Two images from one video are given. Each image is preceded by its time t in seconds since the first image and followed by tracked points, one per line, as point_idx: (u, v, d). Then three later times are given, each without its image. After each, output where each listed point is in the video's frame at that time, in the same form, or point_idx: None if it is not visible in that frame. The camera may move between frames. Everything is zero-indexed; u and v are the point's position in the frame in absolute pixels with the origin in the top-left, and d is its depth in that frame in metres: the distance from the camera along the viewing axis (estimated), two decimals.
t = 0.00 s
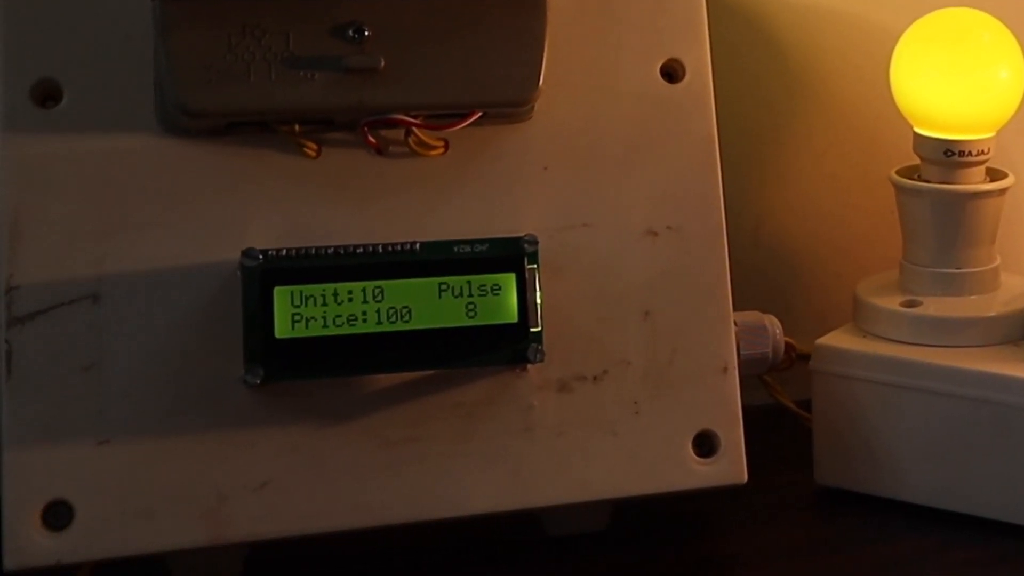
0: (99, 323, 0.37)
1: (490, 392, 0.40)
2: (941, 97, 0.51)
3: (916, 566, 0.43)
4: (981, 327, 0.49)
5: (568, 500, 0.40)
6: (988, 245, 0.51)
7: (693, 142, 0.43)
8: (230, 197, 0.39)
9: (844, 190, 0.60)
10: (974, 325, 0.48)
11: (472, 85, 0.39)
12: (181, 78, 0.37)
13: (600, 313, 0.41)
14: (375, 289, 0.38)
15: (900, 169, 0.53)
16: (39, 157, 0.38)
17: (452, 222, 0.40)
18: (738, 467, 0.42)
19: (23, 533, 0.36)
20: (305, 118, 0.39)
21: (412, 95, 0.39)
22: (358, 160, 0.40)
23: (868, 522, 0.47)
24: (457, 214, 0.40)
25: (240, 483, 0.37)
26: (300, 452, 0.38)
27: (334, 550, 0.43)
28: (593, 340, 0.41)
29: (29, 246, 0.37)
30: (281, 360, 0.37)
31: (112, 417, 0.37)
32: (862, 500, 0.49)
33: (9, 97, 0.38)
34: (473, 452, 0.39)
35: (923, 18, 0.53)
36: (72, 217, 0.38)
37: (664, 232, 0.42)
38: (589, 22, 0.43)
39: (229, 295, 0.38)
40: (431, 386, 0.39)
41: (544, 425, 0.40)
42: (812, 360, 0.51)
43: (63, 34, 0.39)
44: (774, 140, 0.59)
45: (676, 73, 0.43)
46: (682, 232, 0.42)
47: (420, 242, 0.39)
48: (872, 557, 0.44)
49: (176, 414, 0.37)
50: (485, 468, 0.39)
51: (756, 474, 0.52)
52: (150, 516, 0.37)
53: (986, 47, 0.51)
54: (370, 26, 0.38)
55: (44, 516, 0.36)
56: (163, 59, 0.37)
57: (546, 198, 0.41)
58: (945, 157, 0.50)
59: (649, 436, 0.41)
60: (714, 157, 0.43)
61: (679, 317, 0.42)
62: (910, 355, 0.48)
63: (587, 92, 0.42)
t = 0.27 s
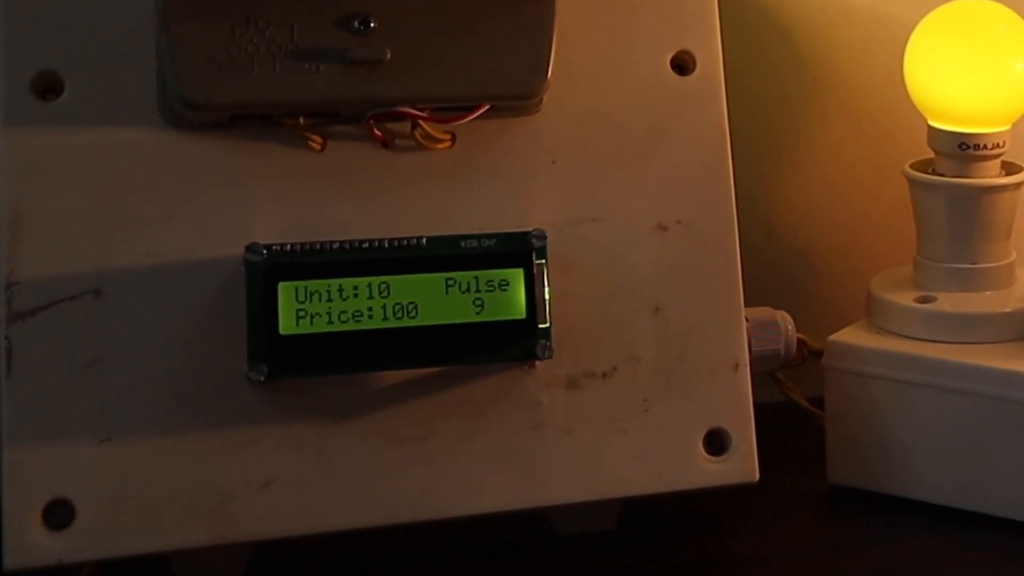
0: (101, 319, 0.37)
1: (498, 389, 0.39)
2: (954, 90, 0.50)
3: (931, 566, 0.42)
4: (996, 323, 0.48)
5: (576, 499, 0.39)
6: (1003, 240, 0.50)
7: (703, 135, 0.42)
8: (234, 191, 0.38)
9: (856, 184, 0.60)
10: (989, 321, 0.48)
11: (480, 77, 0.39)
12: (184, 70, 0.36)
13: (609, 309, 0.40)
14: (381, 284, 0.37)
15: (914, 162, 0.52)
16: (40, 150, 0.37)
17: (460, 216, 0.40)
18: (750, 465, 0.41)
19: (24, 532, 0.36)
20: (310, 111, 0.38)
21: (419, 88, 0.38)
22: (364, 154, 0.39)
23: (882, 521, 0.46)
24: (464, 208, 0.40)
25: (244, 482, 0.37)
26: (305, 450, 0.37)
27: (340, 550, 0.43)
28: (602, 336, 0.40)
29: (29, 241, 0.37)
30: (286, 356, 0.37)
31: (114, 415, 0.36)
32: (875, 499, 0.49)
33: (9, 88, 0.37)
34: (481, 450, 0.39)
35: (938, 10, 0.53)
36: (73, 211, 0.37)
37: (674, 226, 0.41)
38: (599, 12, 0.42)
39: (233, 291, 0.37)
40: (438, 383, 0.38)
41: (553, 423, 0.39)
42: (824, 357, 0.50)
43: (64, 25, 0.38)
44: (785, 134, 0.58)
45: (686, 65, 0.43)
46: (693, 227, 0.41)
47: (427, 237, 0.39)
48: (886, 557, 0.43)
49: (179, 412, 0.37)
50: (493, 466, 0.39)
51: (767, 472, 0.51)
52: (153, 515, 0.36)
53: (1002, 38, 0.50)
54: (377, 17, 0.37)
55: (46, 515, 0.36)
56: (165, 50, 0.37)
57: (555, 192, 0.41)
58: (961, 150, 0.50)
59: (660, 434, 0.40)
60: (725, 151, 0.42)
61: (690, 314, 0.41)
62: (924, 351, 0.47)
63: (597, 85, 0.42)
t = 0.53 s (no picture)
0: (102, 316, 0.36)
1: (504, 387, 0.38)
2: (963, 83, 0.50)
3: (943, 566, 0.42)
4: (1010, 319, 0.47)
5: (583, 498, 0.39)
6: (1017, 235, 0.50)
7: (713, 128, 0.42)
8: (237, 185, 0.38)
9: (866, 179, 0.59)
10: (1003, 318, 0.47)
11: (486, 70, 0.38)
12: (186, 64, 0.36)
13: (617, 306, 0.40)
14: (386, 280, 0.37)
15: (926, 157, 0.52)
16: (40, 144, 0.37)
17: (466, 212, 0.39)
18: (760, 463, 0.41)
19: (24, 531, 0.35)
20: (314, 105, 0.38)
21: (424, 81, 0.38)
22: (369, 148, 0.39)
23: (893, 520, 0.46)
24: (470, 204, 0.39)
25: (246, 481, 0.36)
26: (309, 449, 0.37)
27: (347, 549, 0.42)
28: (610, 332, 0.40)
29: (29, 236, 0.36)
30: (290, 353, 0.36)
31: (115, 413, 0.36)
32: (887, 498, 0.48)
33: (9, 82, 0.37)
34: (487, 449, 0.38)
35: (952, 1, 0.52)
36: (74, 206, 0.36)
37: (683, 221, 0.41)
38: (607, 4, 0.42)
39: (236, 287, 0.37)
40: (444, 380, 0.38)
41: (560, 420, 0.39)
42: (835, 354, 0.50)
43: (65, 18, 0.37)
44: (794, 128, 0.58)
45: (695, 59, 0.42)
46: (702, 222, 0.41)
47: (433, 232, 0.38)
48: (898, 557, 0.42)
49: (181, 410, 0.36)
50: (499, 465, 0.38)
51: (777, 471, 0.51)
52: (155, 514, 0.36)
53: (1015, 30, 0.49)
54: (382, 10, 0.36)
55: (46, 514, 0.35)
56: (167, 43, 0.36)
57: (562, 187, 0.40)
58: (973, 145, 0.49)
59: (669, 432, 0.40)
60: (735, 145, 0.41)
61: (699, 310, 0.40)
62: (936, 348, 0.46)
63: (605, 78, 0.41)
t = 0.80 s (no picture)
0: (103, 313, 0.36)
1: (510, 385, 0.38)
2: (970, 77, 0.49)
3: (955, 566, 0.41)
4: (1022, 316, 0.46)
5: (590, 498, 0.38)
6: None
7: (721, 123, 0.41)
8: (240, 181, 0.37)
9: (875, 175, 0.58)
10: (1014, 315, 0.46)
11: (492, 64, 0.37)
12: (189, 58, 0.35)
13: (625, 303, 0.39)
14: (391, 277, 0.36)
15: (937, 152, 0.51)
16: (41, 139, 0.36)
17: (471, 208, 0.39)
18: (769, 462, 0.40)
19: (25, 531, 0.35)
20: (318, 100, 0.37)
21: (429, 76, 0.37)
22: (373, 144, 0.38)
23: (903, 520, 0.45)
24: (475, 200, 0.39)
25: (249, 480, 0.36)
26: (312, 447, 0.36)
27: (353, 549, 0.42)
28: (618, 330, 0.39)
29: (30, 233, 0.36)
30: (293, 351, 0.36)
31: (117, 411, 0.35)
32: (896, 497, 0.47)
33: (9, 76, 0.36)
34: (493, 447, 0.38)
35: None
36: (75, 202, 0.36)
37: (691, 217, 0.40)
38: None
39: (239, 284, 0.37)
40: (449, 378, 0.37)
41: (567, 419, 0.38)
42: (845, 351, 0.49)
43: (66, 12, 0.37)
44: (802, 125, 0.57)
45: (704, 53, 0.42)
46: (711, 218, 0.40)
47: (438, 228, 0.38)
48: (908, 557, 0.42)
49: (183, 408, 0.36)
50: (505, 464, 0.38)
51: (785, 469, 0.50)
52: (157, 514, 0.35)
53: None
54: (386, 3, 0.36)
55: (47, 513, 0.35)
56: (169, 37, 0.36)
57: (569, 182, 0.39)
58: (984, 140, 0.48)
59: (676, 431, 0.39)
60: (743, 140, 0.41)
61: (707, 307, 0.40)
62: (947, 346, 0.46)
63: (612, 72, 0.41)
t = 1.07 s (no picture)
0: (104, 311, 0.35)
1: (514, 383, 0.38)
2: (978, 73, 0.49)
3: (963, 565, 0.41)
4: None
5: (595, 497, 0.38)
6: None
7: (727, 119, 0.41)
8: (242, 178, 0.37)
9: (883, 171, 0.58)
10: None
11: (496, 59, 0.37)
12: (190, 54, 0.35)
13: (630, 300, 0.39)
14: (395, 274, 0.36)
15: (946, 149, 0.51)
16: (41, 135, 0.36)
17: (475, 204, 0.38)
18: (776, 461, 0.40)
19: (25, 530, 0.34)
20: (321, 95, 0.37)
21: (433, 71, 0.37)
22: (376, 139, 0.38)
23: (911, 519, 0.45)
24: (479, 196, 0.38)
25: (251, 479, 0.35)
26: (315, 446, 0.36)
27: (357, 549, 0.42)
28: (623, 327, 0.39)
29: (30, 229, 0.35)
30: (296, 349, 0.35)
31: (118, 409, 0.35)
32: (905, 496, 0.47)
33: (9, 71, 0.36)
34: (498, 446, 0.37)
35: None
36: (75, 199, 0.36)
37: (698, 214, 0.40)
38: None
39: (241, 281, 0.36)
40: (453, 376, 0.37)
41: (572, 417, 0.38)
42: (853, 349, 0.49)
43: (67, 7, 0.37)
44: (809, 121, 0.57)
45: (710, 47, 0.41)
46: (717, 214, 0.40)
47: (442, 225, 0.37)
48: (917, 556, 0.41)
49: (185, 407, 0.35)
50: (509, 463, 0.37)
51: (792, 468, 0.50)
52: (159, 513, 0.35)
53: None
54: None
55: (48, 512, 0.35)
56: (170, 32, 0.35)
57: (574, 178, 0.39)
58: (994, 136, 0.48)
59: (682, 429, 0.39)
60: (750, 136, 0.40)
61: (714, 304, 0.40)
62: (956, 344, 0.45)
63: (618, 67, 0.40)
